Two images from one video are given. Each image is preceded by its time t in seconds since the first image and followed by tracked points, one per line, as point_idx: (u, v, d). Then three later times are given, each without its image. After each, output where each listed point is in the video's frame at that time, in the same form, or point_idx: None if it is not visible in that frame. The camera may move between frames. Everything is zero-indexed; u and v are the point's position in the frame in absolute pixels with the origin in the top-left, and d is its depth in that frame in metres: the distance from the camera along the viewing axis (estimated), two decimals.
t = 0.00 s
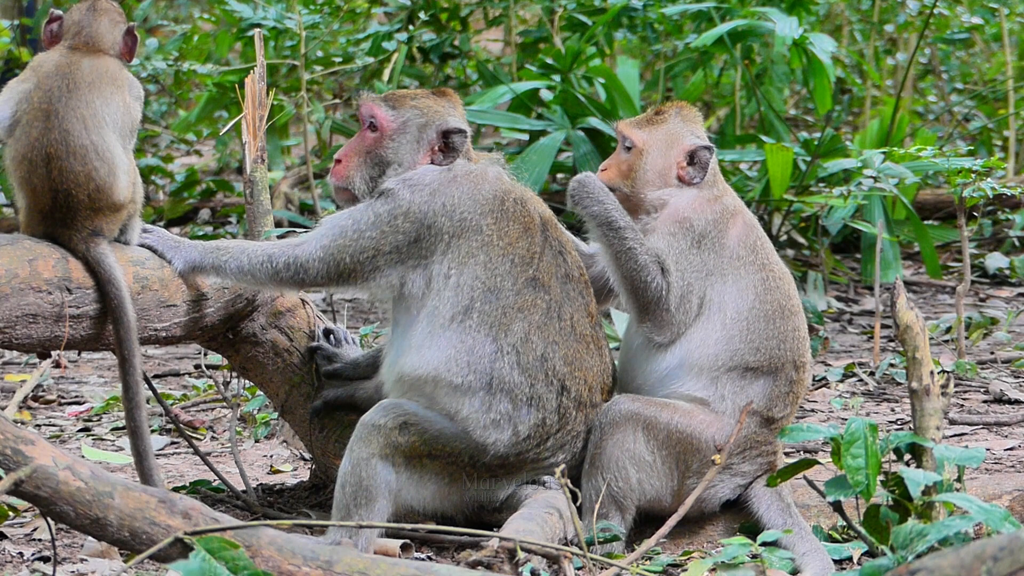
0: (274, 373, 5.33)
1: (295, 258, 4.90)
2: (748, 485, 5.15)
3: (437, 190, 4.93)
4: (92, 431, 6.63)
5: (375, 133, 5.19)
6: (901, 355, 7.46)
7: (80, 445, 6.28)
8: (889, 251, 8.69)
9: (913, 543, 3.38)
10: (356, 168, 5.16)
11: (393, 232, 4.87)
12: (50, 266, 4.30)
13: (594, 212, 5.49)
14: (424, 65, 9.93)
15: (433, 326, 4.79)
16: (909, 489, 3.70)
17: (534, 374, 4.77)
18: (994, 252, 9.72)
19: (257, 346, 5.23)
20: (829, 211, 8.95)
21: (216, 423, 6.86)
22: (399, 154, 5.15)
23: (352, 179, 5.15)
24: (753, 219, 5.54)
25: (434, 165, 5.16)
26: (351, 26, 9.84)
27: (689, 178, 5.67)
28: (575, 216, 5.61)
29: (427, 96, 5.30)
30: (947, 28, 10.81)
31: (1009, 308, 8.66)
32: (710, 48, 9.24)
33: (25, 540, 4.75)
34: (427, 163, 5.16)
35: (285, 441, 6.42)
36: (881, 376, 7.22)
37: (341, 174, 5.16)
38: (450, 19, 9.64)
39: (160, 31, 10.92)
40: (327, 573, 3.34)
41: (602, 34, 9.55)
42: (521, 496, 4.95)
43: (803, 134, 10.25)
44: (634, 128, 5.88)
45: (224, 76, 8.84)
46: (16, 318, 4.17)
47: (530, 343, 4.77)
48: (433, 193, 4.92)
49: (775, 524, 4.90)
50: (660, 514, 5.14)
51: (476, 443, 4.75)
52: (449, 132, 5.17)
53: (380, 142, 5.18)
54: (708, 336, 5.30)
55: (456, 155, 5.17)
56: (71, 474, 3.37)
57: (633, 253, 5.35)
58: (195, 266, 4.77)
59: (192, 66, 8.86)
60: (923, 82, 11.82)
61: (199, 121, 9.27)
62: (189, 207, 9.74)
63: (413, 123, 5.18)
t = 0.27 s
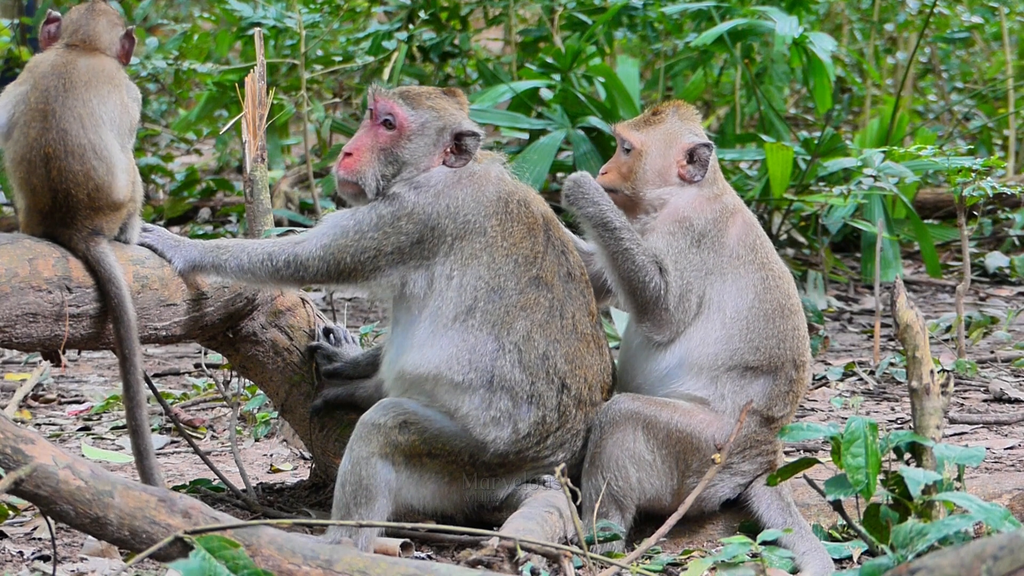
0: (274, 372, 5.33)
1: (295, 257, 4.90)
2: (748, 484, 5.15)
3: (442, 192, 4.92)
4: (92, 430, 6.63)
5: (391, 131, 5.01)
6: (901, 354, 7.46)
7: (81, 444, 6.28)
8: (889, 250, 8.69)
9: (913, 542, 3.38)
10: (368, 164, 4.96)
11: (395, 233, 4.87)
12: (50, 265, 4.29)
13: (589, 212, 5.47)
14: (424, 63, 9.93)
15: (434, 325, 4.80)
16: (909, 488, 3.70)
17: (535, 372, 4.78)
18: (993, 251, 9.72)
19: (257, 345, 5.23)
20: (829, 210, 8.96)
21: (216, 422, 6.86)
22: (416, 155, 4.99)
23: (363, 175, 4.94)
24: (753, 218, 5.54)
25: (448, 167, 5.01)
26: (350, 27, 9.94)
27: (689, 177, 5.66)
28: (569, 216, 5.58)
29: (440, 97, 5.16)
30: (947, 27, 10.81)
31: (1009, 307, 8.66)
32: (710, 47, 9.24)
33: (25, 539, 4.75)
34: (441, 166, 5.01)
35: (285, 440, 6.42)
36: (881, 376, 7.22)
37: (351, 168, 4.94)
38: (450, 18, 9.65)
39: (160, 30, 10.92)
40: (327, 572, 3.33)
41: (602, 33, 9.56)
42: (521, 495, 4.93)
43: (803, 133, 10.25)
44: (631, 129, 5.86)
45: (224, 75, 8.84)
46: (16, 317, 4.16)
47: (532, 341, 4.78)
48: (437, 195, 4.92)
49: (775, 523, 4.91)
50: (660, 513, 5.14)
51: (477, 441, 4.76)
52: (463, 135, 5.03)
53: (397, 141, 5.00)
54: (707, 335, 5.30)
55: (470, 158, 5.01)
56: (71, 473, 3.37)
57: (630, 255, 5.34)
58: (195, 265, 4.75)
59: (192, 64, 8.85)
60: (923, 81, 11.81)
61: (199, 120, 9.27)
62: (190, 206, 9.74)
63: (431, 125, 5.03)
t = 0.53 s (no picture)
0: (274, 371, 5.32)
1: (296, 256, 4.91)
2: (748, 483, 5.15)
3: (445, 195, 4.91)
4: (92, 430, 6.63)
5: (406, 132, 4.94)
6: (901, 353, 7.46)
7: (81, 444, 6.28)
8: (889, 249, 8.69)
9: (913, 542, 3.38)
10: (381, 163, 4.87)
11: (396, 235, 4.87)
12: (50, 264, 4.29)
13: (581, 217, 5.48)
14: (424, 63, 9.92)
15: (435, 324, 4.80)
16: (909, 488, 3.70)
17: (536, 370, 4.78)
18: (993, 250, 9.72)
19: (257, 345, 5.22)
20: (829, 210, 8.95)
21: (216, 422, 6.86)
22: (430, 158, 4.94)
23: (377, 174, 4.85)
24: (753, 218, 5.54)
25: (456, 170, 4.98)
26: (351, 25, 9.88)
27: (696, 173, 5.65)
28: (562, 221, 5.61)
29: (450, 100, 5.11)
30: (948, 26, 10.81)
31: (1009, 306, 8.66)
32: (710, 46, 9.24)
33: (25, 538, 4.74)
34: (450, 169, 4.98)
35: (285, 439, 6.43)
36: (881, 375, 7.22)
37: (363, 166, 4.83)
38: (450, 17, 9.65)
39: (160, 30, 10.92)
40: (327, 572, 3.32)
41: (602, 32, 9.57)
42: (522, 494, 4.91)
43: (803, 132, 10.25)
44: (634, 132, 5.85)
45: (224, 74, 8.84)
46: (16, 316, 4.16)
47: (534, 339, 4.78)
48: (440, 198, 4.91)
49: (775, 523, 4.91)
50: (660, 512, 5.14)
51: (476, 439, 4.76)
52: (471, 137, 4.98)
53: (411, 143, 4.93)
54: (707, 334, 5.29)
55: (478, 160, 4.97)
56: (71, 472, 3.38)
57: (627, 258, 5.35)
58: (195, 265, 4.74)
59: (192, 64, 8.85)
60: (923, 80, 11.80)
61: (199, 119, 9.28)
62: (190, 205, 9.74)
63: (445, 129, 4.98)
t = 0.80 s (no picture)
0: (274, 370, 5.31)
1: (296, 256, 4.91)
2: (747, 483, 5.15)
3: (447, 197, 4.90)
4: (92, 429, 6.63)
5: (412, 134, 4.89)
6: (901, 353, 7.46)
7: (81, 443, 6.27)
8: (889, 249, 8.69)
9: (913, 541, 3.38)
10: (388, 165, 4.82)
11: (397, 237, 4.86)
12: (50, 264, 4.29)
13: (581, 217, 5.49)
14: (424, 62, 9.92)
15: (436, 324, 4.80)
16: (909, 487, 3.70)
17: (538, 369, 4.78)
18: (993, 250, 9.72)
19: (257, 344, 5.22)
20: (829, 209, 8.95)
21: (216, 421, 6.86)
22: (436, 161, 4.91)
23: (383, 176, 4.80)
24: (753, 217, 5.54)
25: (460, 172, 4.96)
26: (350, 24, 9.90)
27: (697, 173, 5.65)
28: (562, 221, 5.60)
29: (453, 102, 5.07)
30: (948, 26, 10.81)
31: (1009, 306, 8.66)
32: (710, 45, 9.24)
33: (25, 538, 4.75)
34: (454, 171, 4.96)
35: (285, 439, 6.43)
36: (881, 374, 7.22)
37: (370, 169, 4.78)
38: (450, 17, 9.65)
39: (160, 29, 10.92)
40: (327, 572, 3.32)
41: (603, 32, 9.58)
42: (522, 493, 4.91)
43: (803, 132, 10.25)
44: (634, 131, 5.84)
45: (224, 74, 8.84)
46: (16, 316, 4.16)
47: (536, 338, 4.79)
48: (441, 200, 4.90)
49: (775, 522, 4.91)
50: (660, 512, 5.14)
51: (477, 438, 4.77)
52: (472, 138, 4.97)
53: (417, 146, 4.88)
54: (707, 334, 5.29)
55: (481, 161, 4.96)
56: (71, 472, 3.38)
57: (627, 257, 5.35)
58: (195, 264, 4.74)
59: (192, 63, 8.84)
60: (923, 80, 11.80)
61: (199, 119, 9.28)
62: (190, 204, 9.74)
63: (450, 132, 4.94)
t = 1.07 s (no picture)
0: (274, 370, 5.31)
1: (295, 257, 4.92)
2: (747, 482, 5.15)
3: (446, 198, 4.90)
4: (92, 429, 6.63)
5: (410, 135, 4.89)
6: (902, 352, 7.45)
7: (81, 443, 6.27)
8: (889, 248, 8.69)
9: (913, 541, 3.38)
10: (386, 166, 4.82)
11: (397, 237, 4.86)
12: (50, 263, 4.29)
13: (587, 213, 5.48)
14: (424, 62, 9.92)
15: (437, 324, 4.80)
16: (909, 487, 3.70)
17: (538, 369, 4.78)
18: (993, 249, 9.72)
19: (257, 344, 5.21)
20: (829, 209, 8.95)
21: (216, 421, 6.86)
22: (434, 162, 4.91)
23: (382, 177, 4.80)
24: (753, 217, 5.54)
25: (458, 172, 4.96)
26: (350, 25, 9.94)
27: (694, 174, 5.66)
28: (568, 217, 5.59)
29: (451, 101, 5.07)
30: (948, 25, 10.81)
31: (1009, 305, 8.66)
32: (710, 45, 9.24)
33: (25, 537, 4.75)
34: (452, 172, 4.96)
35: (285, 439, 6.42)
36: (881, 374, 7.22)
37: (369, 170, 4.78)
38: (450, 17, 9.65)
39: (161, 29, 10.92)
40: (327, 571, 3.32)
41: (602, 31, 9.58)
42: (522, 493, 4.91)
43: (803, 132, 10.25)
44: (636, 126, 5.85)
45: (224, 73, 8.83)
46: (16, 315, 4.16)
47: (537, 338, 4.79)
48: (441, 199, 4.90)
49: (774, 521, 4.91)
50: (659, 511, 5.14)
51: (477, 438, 4.77)
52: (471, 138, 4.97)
53: (415, 146, 4.89)
54: (707, 334, 5.29)
55: (479, 161, 4.97)
56: (71, 472, 3.38)
57: (628, 257, 5.35)
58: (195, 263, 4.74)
59: (192, 63, 8.84)
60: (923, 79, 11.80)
61: (199, 118, 9.27)
62: (190, 204, 9.74)
63: (448, 133, 4.94)
